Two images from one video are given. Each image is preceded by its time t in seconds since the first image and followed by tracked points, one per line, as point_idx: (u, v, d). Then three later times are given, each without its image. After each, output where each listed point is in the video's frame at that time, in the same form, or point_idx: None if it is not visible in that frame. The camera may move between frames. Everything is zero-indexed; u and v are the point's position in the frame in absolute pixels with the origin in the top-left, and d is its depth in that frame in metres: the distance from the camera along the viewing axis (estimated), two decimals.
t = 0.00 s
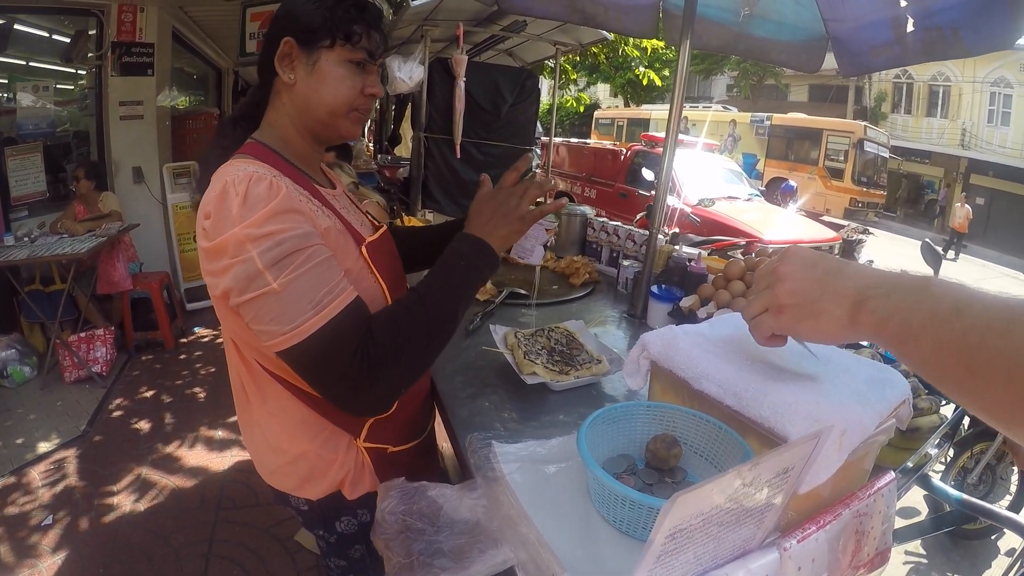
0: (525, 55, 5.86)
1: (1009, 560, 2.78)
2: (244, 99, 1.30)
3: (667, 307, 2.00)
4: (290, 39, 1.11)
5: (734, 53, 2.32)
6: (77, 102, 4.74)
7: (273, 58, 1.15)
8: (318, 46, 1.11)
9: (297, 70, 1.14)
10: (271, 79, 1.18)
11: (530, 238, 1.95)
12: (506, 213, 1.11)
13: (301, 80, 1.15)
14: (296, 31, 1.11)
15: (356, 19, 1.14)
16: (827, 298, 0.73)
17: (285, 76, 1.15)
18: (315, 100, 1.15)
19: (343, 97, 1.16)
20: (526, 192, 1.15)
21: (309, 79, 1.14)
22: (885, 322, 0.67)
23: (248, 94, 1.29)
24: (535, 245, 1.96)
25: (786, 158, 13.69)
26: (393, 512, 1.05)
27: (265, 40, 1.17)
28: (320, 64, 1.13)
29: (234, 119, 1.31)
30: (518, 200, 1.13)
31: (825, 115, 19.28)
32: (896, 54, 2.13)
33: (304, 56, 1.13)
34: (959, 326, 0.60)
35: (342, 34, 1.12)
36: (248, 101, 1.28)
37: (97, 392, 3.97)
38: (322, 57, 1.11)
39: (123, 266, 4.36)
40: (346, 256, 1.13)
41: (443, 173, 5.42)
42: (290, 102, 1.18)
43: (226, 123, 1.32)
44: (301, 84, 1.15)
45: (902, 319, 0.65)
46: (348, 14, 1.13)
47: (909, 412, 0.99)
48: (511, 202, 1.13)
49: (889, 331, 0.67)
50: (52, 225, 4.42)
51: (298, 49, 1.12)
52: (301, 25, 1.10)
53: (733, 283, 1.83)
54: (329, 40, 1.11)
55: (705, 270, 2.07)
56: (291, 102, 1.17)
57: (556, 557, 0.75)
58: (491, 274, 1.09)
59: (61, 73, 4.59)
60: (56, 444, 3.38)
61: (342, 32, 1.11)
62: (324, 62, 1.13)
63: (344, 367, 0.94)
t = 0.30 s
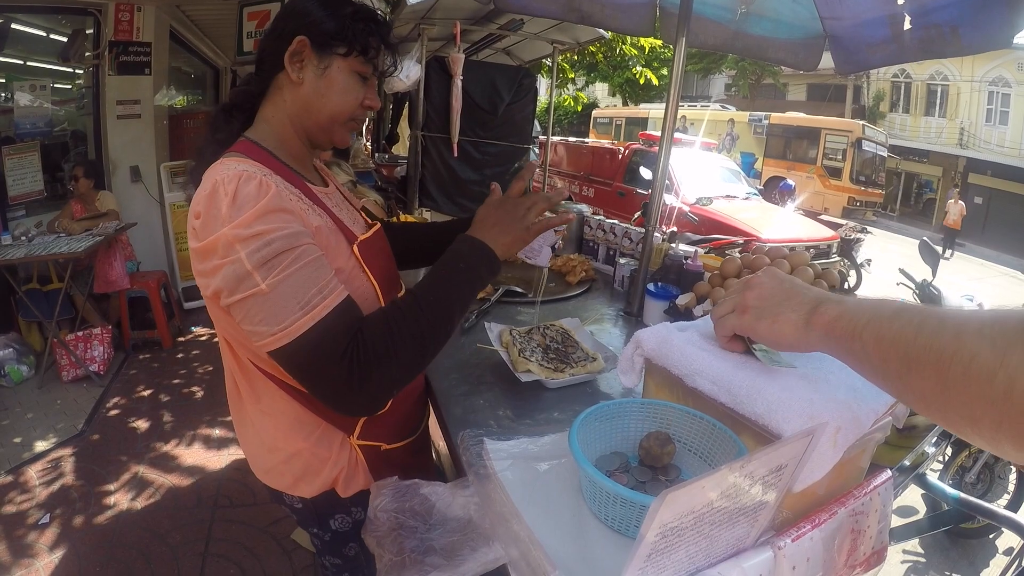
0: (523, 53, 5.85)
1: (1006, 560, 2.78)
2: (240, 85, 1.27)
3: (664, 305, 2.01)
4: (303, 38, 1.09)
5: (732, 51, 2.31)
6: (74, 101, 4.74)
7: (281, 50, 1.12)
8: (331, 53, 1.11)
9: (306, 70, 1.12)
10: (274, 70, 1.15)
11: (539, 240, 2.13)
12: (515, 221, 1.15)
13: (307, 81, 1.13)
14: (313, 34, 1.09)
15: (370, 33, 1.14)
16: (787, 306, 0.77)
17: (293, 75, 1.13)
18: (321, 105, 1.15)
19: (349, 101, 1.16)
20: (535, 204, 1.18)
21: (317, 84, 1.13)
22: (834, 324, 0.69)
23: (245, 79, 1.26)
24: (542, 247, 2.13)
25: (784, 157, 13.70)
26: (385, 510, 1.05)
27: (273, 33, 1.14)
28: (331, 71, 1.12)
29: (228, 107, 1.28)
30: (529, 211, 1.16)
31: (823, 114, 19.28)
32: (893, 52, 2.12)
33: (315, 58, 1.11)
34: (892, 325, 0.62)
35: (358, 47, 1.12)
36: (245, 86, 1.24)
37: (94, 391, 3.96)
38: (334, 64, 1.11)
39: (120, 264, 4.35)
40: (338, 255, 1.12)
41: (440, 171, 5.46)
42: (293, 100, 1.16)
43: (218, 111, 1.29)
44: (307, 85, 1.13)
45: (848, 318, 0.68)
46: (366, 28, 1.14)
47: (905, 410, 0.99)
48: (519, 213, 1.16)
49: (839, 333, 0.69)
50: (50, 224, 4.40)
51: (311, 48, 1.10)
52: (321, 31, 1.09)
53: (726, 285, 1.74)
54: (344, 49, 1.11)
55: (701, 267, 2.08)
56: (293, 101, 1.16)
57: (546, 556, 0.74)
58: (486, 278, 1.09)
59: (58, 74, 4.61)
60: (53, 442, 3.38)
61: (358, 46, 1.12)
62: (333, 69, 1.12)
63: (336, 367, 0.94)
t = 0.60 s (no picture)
0: (518, 52, 5.84)
1: (1007, 554, 2.78)
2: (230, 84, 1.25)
3: (660, 303, 2.00)
4: (294, 38, 1.08)
5: (727, 48, 2.30)
6: (69, 104, 4.68)
7: (272, 51, 1.11)
8: (322, 54, 1.10)
9: (297, 69, 1.11)
10: (263, 70, 1.14)
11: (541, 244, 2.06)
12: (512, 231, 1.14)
13: (297, 81, 1.12)
14: (303, 33, 1.08)
15: (363, 36, 1.14)
16: (770, 309, 0.73)
17: (284, 74, 1.12)
18: (312, 106, 1.14)
19: (338, 102, 1.15)
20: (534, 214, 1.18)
21: (308, 83, 1.12)
22: (821, 331, 0.65)
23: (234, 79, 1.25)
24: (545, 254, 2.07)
25: (782, 153, 13.70)
26: (379, 512, 1.05)
27: (265, 31, 1.12)
28: (322, 72, 1.11)
29: (217, 106, 1.26)
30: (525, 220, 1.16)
31: (820, 110, 19.28)
32: (888, 48, 2.12)
33: (307, 59, 1.10)
34: (880, 333, 0.59)
35: (350, 50, 1.12)
36: (234, 87, 1.23)
37: (93, 395, 3.95)
38: (325, 65, 1.10)
39: (117, 268, 4.33)
40: (327, 256, 1.11)
41: (436, 170, 5.46)
42: (283, 100, 1.15)
43: (208, 112, 1.28)
44: (298, 85, 1.12)
45: (836, 324, 0.64)
46: (359, 30, 1.13)
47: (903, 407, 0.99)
48: (516, 223, 1.16)
49: (825, 342, 0.65)
50: (46, 228, 4.37)
51: (302, 48, 1.09)
52: (312, 29, 1.08)
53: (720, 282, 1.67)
54: (336, 50, 1.10)
55: (698, 265, 2.06)
56: (283, 102, 1.15)
57: (539, 557, 0.74)
58: (481, 281, 1.08)
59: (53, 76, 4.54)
60: (52, 448, 3.36)
61: (350, 49, 1.12)
62: (324, 70, 1.11)
63: (324, 368, 0.93)
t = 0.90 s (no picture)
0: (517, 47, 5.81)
1: (1006, 550, 2.78)
2: (217, 82, 1.23)
3: (660, 297, 2.00)
4: (283, 31, 1.07)
5: (728, 41, 2.29)
6: (67, 102, 4.63)
7: (260, 45, 1.10)
8: (312, 45, 1.09)
9: (288, 62, 1.10)
10: (252, 65, 1.12)
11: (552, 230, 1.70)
12: (526, 235, 1.16)
13: (288, 74, 1.11)
14: (291, 24, 1.07)
15: (351, 26, 1.13)
16: (772, 310, 0.70)
17: (275, 67, 1.10)
18: (303, 98, 1.13)
19: (330, 94, 1.14)
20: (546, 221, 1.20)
21: (299, 76, 1.11)
22: (828, 337, 0.64)
23: (222, 75, 1.22)
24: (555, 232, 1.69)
25: (781, 148, 13.67)
26: (379, 507, 1.04)
27: (251, 25, 1.11)
28: (312, 63, 1.10)
29: (205, 105, 1.24)
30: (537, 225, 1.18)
31: (820, 104, 19.24)
32: (888, 41, 2.11)
33: (297, 51, 1.09)
34: (896, 344, 0.58)
35: (339, 40, 1.11)
36: (222, 84, 1.20)
37: (92, 391, 3.94)
38: (315, 56, 1.09)
39: (116, 264, 4.32)
40: (328, 248, 1.11)
41: (436, 166, 5.41)
42: (274, 94, 1.14)
43: (198, 109, 1.26)
44: (289, 78, 1.11)
45: (845, 330, 0.63)
46: (346, 20, 1.12)
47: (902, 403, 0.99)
48: (529, 227, 1.18)
49: (835, 348, 0.63)
50: (44, 225, 4.35)
51: (292, 40, 1.08)
52: (300, 20, 1.07)
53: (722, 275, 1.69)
54: (325, 41, 1.10)
55: (698, 259, 2.05)
56: (275, 95, 1.14)
57: (540, 554, 0.73)
58: (488, 276, 1.08)
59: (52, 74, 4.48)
60: (52, 444, 3.36)
61: (339, 39, 1.11)
62: (314, 61, 1.11)
63: (348, 353, 0.92)
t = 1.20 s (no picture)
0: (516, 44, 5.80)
1: (1005, 547, 2.79)
2: (215, 81, 1.23)
3: (660, 295, 1.99)
4: (281, 29, 1.07)
5: (727, 39, 2.29)
6: (66, 100, 4.63)
7: (259, 44, 1.09)
8: (309, 43, 1.09)
9: (286, 58, 1.09)
10: (251, 63, 1.12)
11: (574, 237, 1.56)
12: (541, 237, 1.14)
13: (286, 71, 1.10)
14: (289, 22, 1.07)
15: (348, 26, 1.13)
16: None
17: (273, 64, 1.10)
18: (300, 95, 1.12)
19: (328, 92, 1.14)
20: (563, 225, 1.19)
21: (297, 73, 1.10)
22: None
23: (220, 74, 1.22)
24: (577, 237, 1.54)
25: (780, 145, 13.68)
26: (378, 504, 1.04)
27: (249, 24, 1.11)
28: (310, 60, 1.10)
29: (202, 104, 1.23)
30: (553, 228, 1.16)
31: (819, 101, 19.24)
32: (886, 39, 2.12)
33: (295, 49, 1.09)
34: None
35: (336, 39, 1.11)
36: (219, 83, 1.20)
37: (92, 391, 3.93)
38: (313, 54, 1.09)
39: (115, 264, 4.32)
40: (323, 242, 1.10)
41: (435, 163, 5.39)
42: (272, 90, 1.13)
43: (195, 109, 1.25)
44: (287, 75, 1.11)
45: None
46: (343, 20, 1.13)
47: (902, 401, 0.99)
48: (545, 229, 1.16)
49: None
50: (42, 225, 4.33)
51: (290, 38, 1.08)
52: (298, 18, 1.07)
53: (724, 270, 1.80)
54: (322, 39, 1.10)
55: (698, 257, 2.05)
56: (273, 92, 1.13)
57: (542, 554, 0.73)
58: (505, 282, 1.05)
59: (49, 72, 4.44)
60: (52, 444, 3.35)
61: (337, 37, 1.11)
62: (312, 58, 1.10)
63: (344, 346, 0.90)
